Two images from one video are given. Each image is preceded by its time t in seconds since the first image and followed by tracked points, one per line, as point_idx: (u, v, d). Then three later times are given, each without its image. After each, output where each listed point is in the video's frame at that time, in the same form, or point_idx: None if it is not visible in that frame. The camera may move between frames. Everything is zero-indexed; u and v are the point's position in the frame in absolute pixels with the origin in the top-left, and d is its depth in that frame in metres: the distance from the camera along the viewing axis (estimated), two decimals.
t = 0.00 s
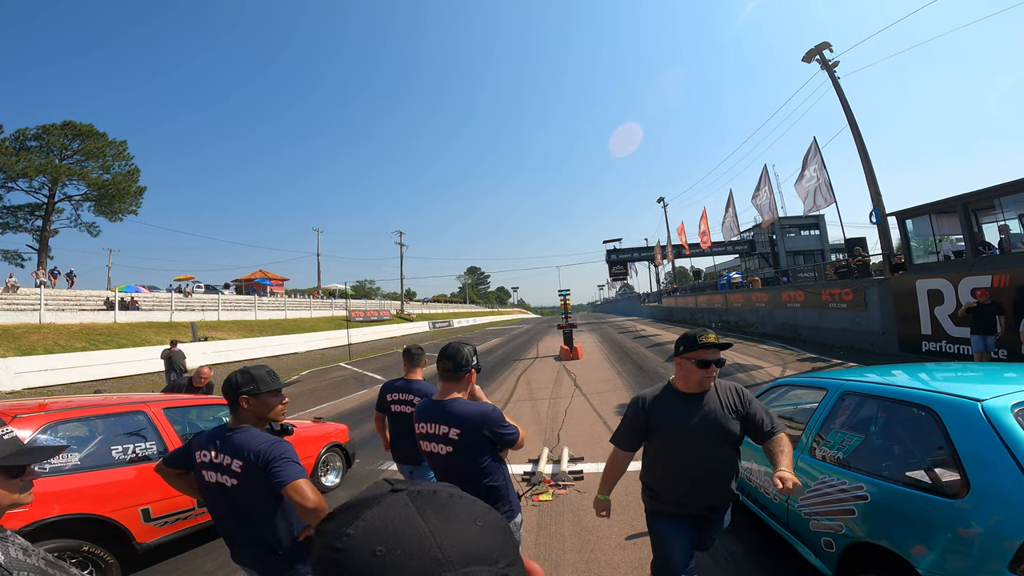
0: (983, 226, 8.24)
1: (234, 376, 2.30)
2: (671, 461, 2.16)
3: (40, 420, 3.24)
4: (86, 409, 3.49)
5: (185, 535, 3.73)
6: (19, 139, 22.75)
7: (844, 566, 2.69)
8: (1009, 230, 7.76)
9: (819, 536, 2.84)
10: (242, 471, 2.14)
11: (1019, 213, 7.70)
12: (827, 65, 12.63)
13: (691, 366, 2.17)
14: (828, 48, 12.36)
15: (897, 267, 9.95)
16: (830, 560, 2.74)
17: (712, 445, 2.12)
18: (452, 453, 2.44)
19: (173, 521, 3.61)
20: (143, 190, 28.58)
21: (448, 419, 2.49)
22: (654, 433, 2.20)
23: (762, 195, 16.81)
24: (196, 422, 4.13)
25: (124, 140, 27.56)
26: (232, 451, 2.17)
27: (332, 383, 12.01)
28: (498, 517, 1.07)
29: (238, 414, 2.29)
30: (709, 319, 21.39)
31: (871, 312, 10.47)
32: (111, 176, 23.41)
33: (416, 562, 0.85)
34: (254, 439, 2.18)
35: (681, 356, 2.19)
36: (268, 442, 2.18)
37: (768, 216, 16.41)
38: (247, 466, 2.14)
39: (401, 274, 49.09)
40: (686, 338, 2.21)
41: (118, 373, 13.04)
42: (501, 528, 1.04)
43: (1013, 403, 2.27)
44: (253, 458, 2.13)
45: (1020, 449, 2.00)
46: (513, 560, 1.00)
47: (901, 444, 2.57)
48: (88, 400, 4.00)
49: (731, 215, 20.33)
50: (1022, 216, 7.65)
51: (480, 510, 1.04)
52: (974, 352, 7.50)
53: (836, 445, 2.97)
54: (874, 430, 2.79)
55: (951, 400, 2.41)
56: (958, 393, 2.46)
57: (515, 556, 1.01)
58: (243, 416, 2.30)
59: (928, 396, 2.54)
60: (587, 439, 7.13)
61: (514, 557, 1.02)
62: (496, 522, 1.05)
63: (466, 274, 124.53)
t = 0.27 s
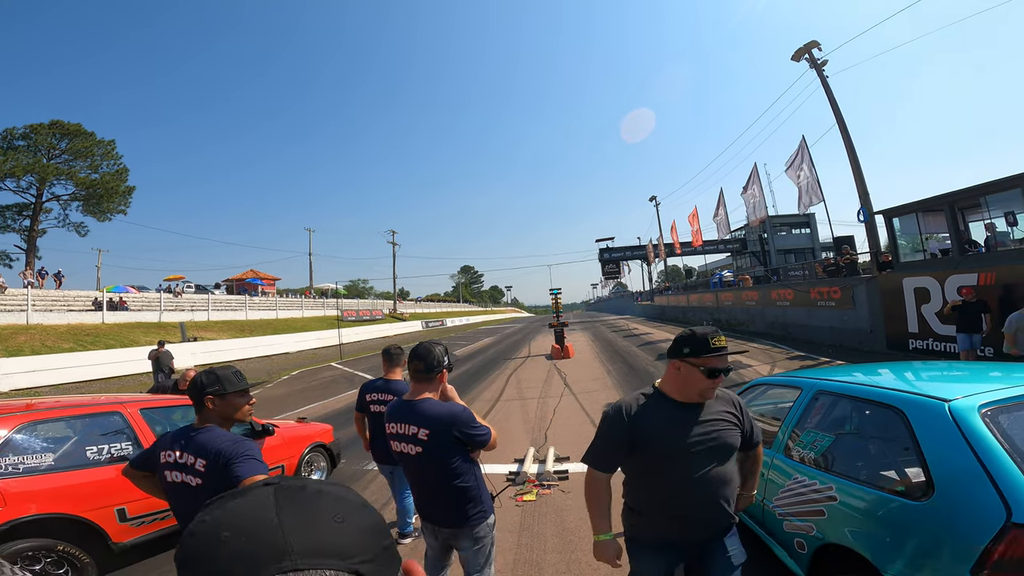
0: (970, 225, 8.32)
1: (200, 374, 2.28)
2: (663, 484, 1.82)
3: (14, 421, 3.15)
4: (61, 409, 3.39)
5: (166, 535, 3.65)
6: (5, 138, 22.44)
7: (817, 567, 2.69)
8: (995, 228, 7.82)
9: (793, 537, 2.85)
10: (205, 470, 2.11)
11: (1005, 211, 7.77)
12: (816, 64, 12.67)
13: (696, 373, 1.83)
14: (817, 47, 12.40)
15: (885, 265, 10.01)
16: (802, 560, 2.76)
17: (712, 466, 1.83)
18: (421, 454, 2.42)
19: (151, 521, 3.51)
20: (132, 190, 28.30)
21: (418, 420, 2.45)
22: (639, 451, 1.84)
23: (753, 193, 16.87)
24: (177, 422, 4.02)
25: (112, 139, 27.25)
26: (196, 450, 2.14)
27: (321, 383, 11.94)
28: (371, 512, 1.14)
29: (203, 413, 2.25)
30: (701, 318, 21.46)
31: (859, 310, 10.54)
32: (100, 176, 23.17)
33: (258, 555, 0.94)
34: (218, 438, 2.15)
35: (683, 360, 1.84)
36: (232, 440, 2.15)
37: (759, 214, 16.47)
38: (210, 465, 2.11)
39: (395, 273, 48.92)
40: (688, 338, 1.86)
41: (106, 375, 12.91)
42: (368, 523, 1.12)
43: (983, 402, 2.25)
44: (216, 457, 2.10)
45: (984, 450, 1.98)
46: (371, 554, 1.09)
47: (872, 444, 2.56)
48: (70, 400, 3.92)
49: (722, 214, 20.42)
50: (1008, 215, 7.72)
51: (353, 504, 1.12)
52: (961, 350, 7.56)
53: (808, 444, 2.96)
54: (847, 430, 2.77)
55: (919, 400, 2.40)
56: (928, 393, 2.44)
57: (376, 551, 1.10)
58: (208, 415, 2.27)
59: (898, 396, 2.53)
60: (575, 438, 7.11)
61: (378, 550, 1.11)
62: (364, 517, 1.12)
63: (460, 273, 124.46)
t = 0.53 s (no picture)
0: (966, 223, 8.33)
1: (171, 373, 2.25)
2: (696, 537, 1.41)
3: None
4: (44, 405, 3.28)
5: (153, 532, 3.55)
6: None
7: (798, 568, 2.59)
8: (990, 227, 7.82)
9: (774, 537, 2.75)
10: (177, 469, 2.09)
11: (1000, 210, 7.77)
12: (813, 62, 12.61)
13: (761, 409, 1.47)
14: (815, 45, 12.33)
15: (880, 263, 9.99)
16: (784, 561, 2.65)
17: (759, 513, 1.48)
18: (398, 450, 2.42)
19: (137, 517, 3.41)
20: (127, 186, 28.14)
21: (397, 417, 2.44)
22: (673, 497, 1.42)
23: (749, 191, 16.85)
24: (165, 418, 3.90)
25: (107, 135, 27.07)
26: (167, 449, 2.12)
27: (314, 380, 11.88)
28: (260, 506, 1.03)
29: (177, 411, 2.24)
30: (697, 316, 21.48)
31: (854, 308, 10.52)
32: (95, 172, 23.05)
33: (100, 545, 0.83)
34: (190, 437, 2.14)
35: (743, 391, 1.47)
36: (205, 439, 2.14)
37: (755, 213, 16.45)
38: (182, 463, 2.09)
39: (392, 270, 48.87)
40: (751, 364, 1.48)
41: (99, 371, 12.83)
42: (253, 518, 1.00)
43: (965, 402, 2.16)
44: (187, 455, 2.08)
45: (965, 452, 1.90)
46: (250, 553, 0.96)
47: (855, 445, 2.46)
48: (56, 396, 3.81)
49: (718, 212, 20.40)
50: (1003, 213, 7.72)
51: (239, 496, 1.02)
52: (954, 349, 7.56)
53: (791, 444, 2.89)
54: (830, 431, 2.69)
55: (901, 400, 2.32)
56: (911, 393, 2.36)
57: (256, 550, 0.97)
58: (182, 413, 2.25)
59: (879, 396, 2.45)
60: (566, 436, 7.06)
61: (260, 550, 0.98)
62: (251, 510, 1.01)
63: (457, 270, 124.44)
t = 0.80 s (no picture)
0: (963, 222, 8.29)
1: (159, 373, 2.24)
2: None
3: None
4: (38, 404, 3.28)
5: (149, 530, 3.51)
6: None
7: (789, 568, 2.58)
8: (988, 226, 7.80)
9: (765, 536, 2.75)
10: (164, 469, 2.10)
11: (997, 209, 7.75)
12: (810, 61, 12.60)
13: (864, 414, 1.21)
14: (812, 44, 12.33)
15: (877, 262, 10.01)
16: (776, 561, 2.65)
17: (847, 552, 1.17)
18: (385, 447, 2.43)
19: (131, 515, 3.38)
20: (125, 185, 28.09)
21: (386, 415, 2.44)
22: (749, 522, 1.11)
23: (747, 190, 16.85)
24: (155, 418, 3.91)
25: (104, 135, 27.02)
26: (155, 448, 2.13)
27: (312, 380, 11.87)
28: (195, 496, 1.06)
29: (164, 410, 2.24)
30: (695, 315, 21.49)
31: (852, 307, 10.53)
32: (93, 172, 23.02)
33: (36, 528, 0.88)
34: (178, 436, 2.15)
35: (839, 394, 1.21)
36: (192, 440, 2.14)
37: (753, 211, 16.44)
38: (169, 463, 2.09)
39: (390, 269, 48.84)
40: (855, 360, 1.22)
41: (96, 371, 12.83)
42: (184, 510, 1.03)
43: (954, 401, 2.16)
44: (175, 455, 2.08)
45: (954, 450, 1.89)
46: (176, 543, 1.00)
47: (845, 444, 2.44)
48: (50, 395, 3.80)
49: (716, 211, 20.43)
50: (1000, 212, 7.71)
51: (174, 486, 1.04)
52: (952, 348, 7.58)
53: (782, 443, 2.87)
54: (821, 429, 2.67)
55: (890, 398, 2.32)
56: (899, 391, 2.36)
57: (183, 540, 1.01)
58: (170, 413, 2.26)
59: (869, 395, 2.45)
60: (563, 435, 7.06)
61: (189, 540, 1.02)
62: (185, 502, 1.04)
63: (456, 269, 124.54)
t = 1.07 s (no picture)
0: (960, 220, 8.31)
1: (158, 373, 2.23)
2: None
3: None
4: (37, 404, 3.28)
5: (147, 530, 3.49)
6: None
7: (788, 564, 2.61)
8: (985, 223, 7.82)
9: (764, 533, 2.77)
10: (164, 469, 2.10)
11: (995, 207, 7.78)
12: (808, 59, 12.62)
13: None
14: (809, 43, 12.35)
15: (875, 260, 10.03)
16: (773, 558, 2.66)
17: None
18: (384, 446, 2.43)
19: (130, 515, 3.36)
20: (122, 185, 28.02)
21: (384, 414, 2.44)
22: None
23: (745, 188, 16.89)
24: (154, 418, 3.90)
25: (101, 134, 26.92)
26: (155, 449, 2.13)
27: (310, 379, 11.87)
28: (246, 479, 1.02)
29: (165, 410, 2.24)
30: (693, 313, 21.54)
31: (849, 304, 10.56)
32: (90, 171, 22.95)
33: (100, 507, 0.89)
34: (178, 437, 2.14)
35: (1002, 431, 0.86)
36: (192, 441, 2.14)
37: (751, 210, 16.48)
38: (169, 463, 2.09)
39: (388, 268, 48.86)
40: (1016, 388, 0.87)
41: (94, 371, 12.81)
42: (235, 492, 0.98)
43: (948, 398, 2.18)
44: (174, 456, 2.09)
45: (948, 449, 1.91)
46: (225, 523, 0.95)
47: (841, 440, 2.46)
48: (49, 396, 3.79)
49: (714, 209, 20.48)
50: (997, 210, 7.73)
51: (227, 470, 1.00)
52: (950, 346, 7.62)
53: (780, 440, 2.87)
54: (817, 426, 2.68)
55: (884, 396, 2.33)
56: (895, 389, 2.38)
57: (232, 520, 0.96)
58: (170, 412, 2.26)
59: (865, 392, 2.46)
60: (562, 434, 7.07)
61: (235, 520, 0.97)
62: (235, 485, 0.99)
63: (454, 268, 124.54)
